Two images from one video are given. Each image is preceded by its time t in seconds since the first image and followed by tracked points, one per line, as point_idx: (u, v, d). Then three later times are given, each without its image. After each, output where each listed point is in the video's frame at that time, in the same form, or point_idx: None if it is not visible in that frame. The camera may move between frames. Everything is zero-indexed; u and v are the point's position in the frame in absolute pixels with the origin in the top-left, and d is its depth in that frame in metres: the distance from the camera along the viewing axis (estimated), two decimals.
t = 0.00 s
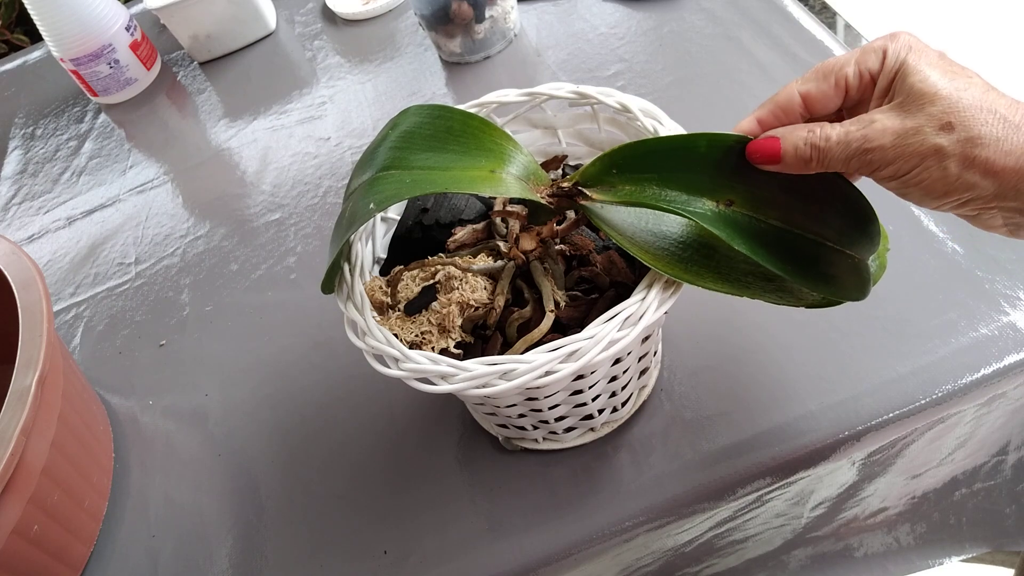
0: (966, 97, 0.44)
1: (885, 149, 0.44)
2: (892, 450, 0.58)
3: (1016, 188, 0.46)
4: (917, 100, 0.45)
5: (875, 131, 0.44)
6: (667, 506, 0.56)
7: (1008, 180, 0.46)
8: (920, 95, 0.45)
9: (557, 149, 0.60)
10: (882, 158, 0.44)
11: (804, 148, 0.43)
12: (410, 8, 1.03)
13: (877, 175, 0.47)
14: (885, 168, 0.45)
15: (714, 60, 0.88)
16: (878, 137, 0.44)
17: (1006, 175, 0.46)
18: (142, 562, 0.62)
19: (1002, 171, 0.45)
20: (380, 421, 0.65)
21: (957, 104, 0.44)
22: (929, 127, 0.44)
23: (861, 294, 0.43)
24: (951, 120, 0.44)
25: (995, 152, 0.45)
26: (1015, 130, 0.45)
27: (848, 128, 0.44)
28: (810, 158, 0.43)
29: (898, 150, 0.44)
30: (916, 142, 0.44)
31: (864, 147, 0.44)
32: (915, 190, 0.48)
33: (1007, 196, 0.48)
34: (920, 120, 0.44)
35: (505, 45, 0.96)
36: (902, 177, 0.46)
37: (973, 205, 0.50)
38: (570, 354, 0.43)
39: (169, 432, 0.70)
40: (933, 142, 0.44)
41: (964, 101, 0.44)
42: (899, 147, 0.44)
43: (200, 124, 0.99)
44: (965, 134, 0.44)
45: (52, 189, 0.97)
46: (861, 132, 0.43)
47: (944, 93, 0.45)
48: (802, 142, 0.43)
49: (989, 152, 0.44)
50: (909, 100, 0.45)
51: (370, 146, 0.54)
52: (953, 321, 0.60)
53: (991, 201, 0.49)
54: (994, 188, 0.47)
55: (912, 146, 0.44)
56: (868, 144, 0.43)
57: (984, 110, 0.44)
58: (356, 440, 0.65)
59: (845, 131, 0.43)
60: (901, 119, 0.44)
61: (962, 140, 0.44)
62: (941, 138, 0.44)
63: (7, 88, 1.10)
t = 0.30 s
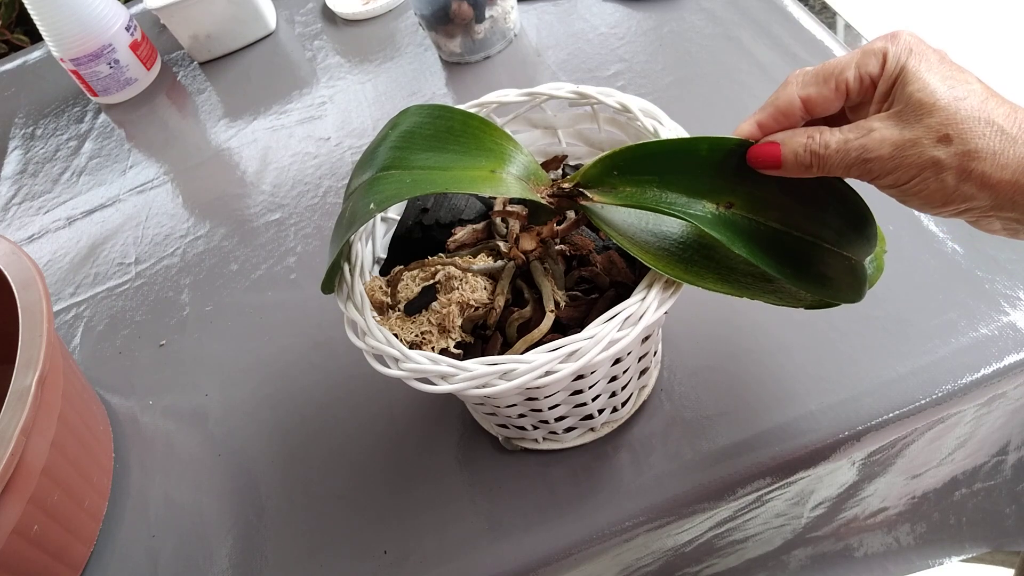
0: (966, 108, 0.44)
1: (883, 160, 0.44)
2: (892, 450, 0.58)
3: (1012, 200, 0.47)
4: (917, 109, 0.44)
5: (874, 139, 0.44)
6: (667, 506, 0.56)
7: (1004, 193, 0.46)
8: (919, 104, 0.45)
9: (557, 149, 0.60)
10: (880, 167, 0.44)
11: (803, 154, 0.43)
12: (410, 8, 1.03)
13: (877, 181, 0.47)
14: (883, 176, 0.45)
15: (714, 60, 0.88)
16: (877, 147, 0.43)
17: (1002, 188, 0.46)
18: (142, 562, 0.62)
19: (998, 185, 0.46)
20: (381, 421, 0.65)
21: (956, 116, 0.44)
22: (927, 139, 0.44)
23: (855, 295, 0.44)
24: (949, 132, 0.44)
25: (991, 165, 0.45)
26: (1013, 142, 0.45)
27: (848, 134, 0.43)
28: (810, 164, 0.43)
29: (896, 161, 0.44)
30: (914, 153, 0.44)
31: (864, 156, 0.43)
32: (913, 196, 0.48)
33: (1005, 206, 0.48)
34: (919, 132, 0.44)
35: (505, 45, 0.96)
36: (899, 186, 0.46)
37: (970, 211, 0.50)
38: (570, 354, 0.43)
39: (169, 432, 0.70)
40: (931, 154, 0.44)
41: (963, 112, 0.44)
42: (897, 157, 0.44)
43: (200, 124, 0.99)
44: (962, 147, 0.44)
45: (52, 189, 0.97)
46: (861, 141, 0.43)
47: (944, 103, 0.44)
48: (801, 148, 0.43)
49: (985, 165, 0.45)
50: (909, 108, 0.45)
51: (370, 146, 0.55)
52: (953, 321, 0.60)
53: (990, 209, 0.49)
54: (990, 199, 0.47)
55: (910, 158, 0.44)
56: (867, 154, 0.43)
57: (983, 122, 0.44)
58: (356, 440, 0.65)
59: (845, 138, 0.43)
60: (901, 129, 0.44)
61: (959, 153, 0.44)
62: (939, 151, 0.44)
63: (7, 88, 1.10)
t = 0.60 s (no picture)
0: (966, 106, 0.44)
1: (883, 158, 0.44)
2: (892, 450, 0.58)
3: (1012, 199, 0.47)
4: (917, 107, 0.44)
5: (873, 137, 0.43)
6: (667, 506, 0.56)
7: (1004, 192, 0.46)
8: (918, 103, 0.44)
9: (557, 149, 0.59)
10: (878, 166, 0.44)
11: (802, 151, 0.43)
12: (410, 8, 1.03)
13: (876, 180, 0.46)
14: (882, 176, 0.45)
15: (714, 60, 0.88)
16: (876, 146, 0.43)
17: (1002, 186, 0.46)
18: (142, 562, 0.62)
19: (998, 183, 0.46)
20: (381, 421, 0.65)
21: (956, 115, 0.44)
22: (927, 138, 0.44)
23: (858, 294, 0.43)
24: (949, 131, 0.44)
25: (990, 165, 0.45)
26: (1013, 141, 0.45)
27: (847, 132, 0.43)
28: (808, 161, 0.43)
29: (895, 159, 0.44)
30: (913, 153, 0.44)
31: (862, 154, 0.43)
32: (911, 196, 0.48)
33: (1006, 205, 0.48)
34: (919, 131, 0.44)
35: (505, 45, 0.96)
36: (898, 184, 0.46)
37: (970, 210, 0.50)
38: (570, 354, 0.43)
39: (169, 432, 0.70)
40: (930, 152, 0.44)
41: (962, 110, 0.44)
42: (896, 155, 0.44)
43: (200, 124, 0.99)
44: (962, 146, 0.44)
45: (52, 189, 0.97)
46: (860, 138, 0.43)
47: (944, 101, 0.44)
48: (801, 144, 0.43)
49: (984, 164, 0.45)
50: (908, 107, 0.45)
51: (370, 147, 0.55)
52: (953, 321, 0.60)
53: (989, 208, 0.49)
54: (990, 198, 0.47)
55: (909, 157, 0.44)
56: (866, 152, 0.43)
57: (982, 121, 0.44)
58: (356, 440, 0.65)
59: (844, 136, 0.43)
60: (900, 127, 0.44)
61: (958, 152, 0.44)
62: (938, 149, 0.44)
63: (7, 88, 1.10)
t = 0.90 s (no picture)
0: (953, 107, 0.45)
1: (874, 158, 0.45)
2: (892, 450, 0.58)
3: (1007, 196, 0.48)
4: (905, 109, 0.46)
5: (864, 138, 0.45)
6: (667, 506, 0.56)
7: (998, 189, 0.47)
8: (905, 106, 0.46)
9: (557, 149, 0.59)
10: (870, 166, 0.45)
11: (797, 148, 0.44)
12: (410, 8, 1.03)
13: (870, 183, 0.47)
14: (875, 177, 0.46)
15: (714, 60, 0.88)
16: (867, 146, 0.44)
17: (995, 184, 0.47)
18: (142, 562, 0.62)
19: (991, 181, 0.47)
20: (381, 421, 0.65)
21: (945, 114, 0.45)
22: (918, 137, 0.45)
23: (871, 299, 0.43)
24: (939, 130, 0.45)
25: (983, 162, 0.46)
26: (1003, 138, 0.46)
27: (839, 133, 0.44)
28: (800, 156, 0.44)
29: (887, 159, 0.45)
30: (904, 152, 0.45)
31: (853, 153, 0.44)
32: (906, 199, 0.49)
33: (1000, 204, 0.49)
34: (909, 131, 0.45)
35: (505, 45, 0.96)
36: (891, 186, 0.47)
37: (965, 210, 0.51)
38: (570, 354, 0.43)
39: (169, 432, 0.70)
40: (922, 152, 0.45)
41: (951, 110, 0.45)
42: (888, 154, 0.45)
43: (200, 124, 0.99)
44: (952, 144, 0.45)
45: (52, 189, 0.97)
46: (851, 138, 0.44)
47: (930, 102, 0.45)
48: (795, 141, 0.44)
49: (978, 161, 0.46)
50: (895, 110, 0.46)
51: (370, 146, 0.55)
52: (953, 322, 0.60)
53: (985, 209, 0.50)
54: (985, 197, 0.48)
55: (901, 156, 0.45)
56: (857, 150, 0.44)
57: (970, 120, 0.46)
58: (356, 440, 0.65)
59: (836, 135, 0.44)
60: (890, 127, 0.45)
61: (949, 150, 0.45)
62: (930, 148, 0.45)
63: (7, 88, 1.10)
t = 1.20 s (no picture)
0: (943, 104, 0.46)
1: (865, 153, 0.45)
2: (892, 450, 0.58)
3: (1000, 191, 0.46)
4: (895, 108, 0.46)
5: (855, 135, 0.45)
6: (667, 506, 0.56)
7: (989, 182, 0.46)
8: (896, 104, 0.47)
9: (557, 149, 0.59)
10: (862, 163, 0.45)
11: (791, 149, 0.44)
12: (410, 8, 1.03)
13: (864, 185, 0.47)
14: (867, 175, 0.46)
15: (714, 60, 0.88)
16: (859, 142, 0.44)
17: (986, 177, 0.46)
18: (142, 562, 0.62)
19: (982, 172, 0.45)
20: (381, 421, 0.65)
21: (935, 110, 0.45)
22: (909, 131, 0.45)
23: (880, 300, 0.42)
24: (929, 124, 0.45)
25: (973, 154, 0.45)
26: (993, 132, 0.45)
27: (831, 132, 0.45)
28: (793, 157, 0.44)
29: (878, 154, 0.45)
30: (896, 146, 0.45)
31: (846, 149, 0.44)
32: (900, 200, 0.48)
33: (992, 201, 0.47)
34: (899, 126, 0.45)
35: (505, 45, 0.96)
36: (883, 183, 0.46)
37: (959, 211, 0.50)
38: (570, 354, 0.43)
39: (169, 432, 0.70)
40: (913, 145, 0.45)
41: (940, 107, 0.45)
42: (880, 151, 0.45)
43: (200, 124, 0.99)
44: (943, 137, 0.45)
45: (52, 189, 0.97)
46: (842, 136, 0.45)
47: (921, 101, 0.46)
48: (789, 143, 0.44)
49: (968, 152, 0.45)
50: (886, 108, 0.47)
51: (371, 146, 0.55)
52: (953, 322, 0.60)
53: (979, 208, 0.49)
54: (976, 191, 0.47)
55: (892, 150, 0.45)
56: (849, 146, 0.44)
57: (960, 115, 0.45)
58: (356, 440, 0.65)
59: (828, 134, 0.44)
60: (881, 124, 0.45)
61: (940, 143, 0.45)
62: (920, 141, 0.45)
63: (7, 89, 1.10)
